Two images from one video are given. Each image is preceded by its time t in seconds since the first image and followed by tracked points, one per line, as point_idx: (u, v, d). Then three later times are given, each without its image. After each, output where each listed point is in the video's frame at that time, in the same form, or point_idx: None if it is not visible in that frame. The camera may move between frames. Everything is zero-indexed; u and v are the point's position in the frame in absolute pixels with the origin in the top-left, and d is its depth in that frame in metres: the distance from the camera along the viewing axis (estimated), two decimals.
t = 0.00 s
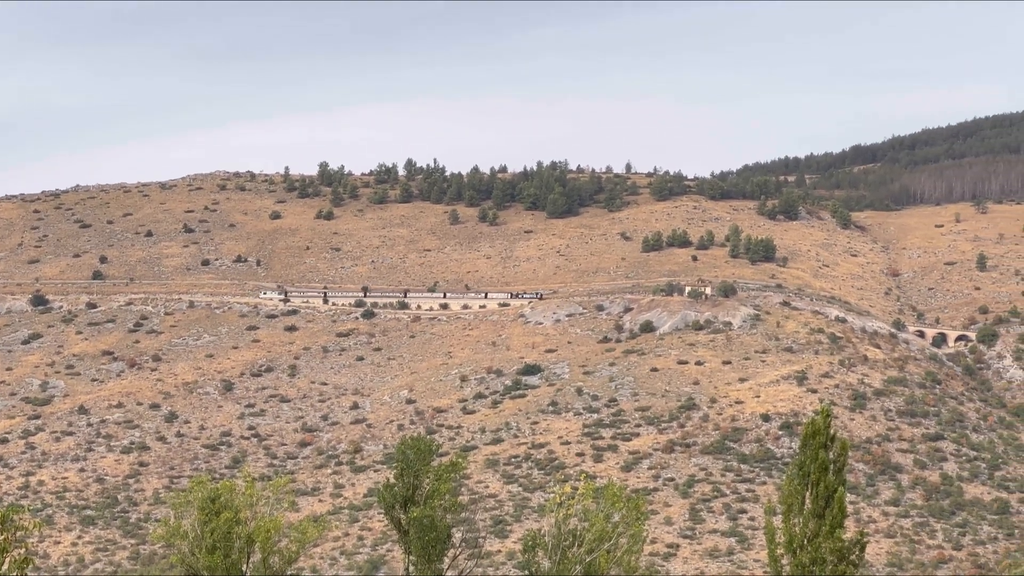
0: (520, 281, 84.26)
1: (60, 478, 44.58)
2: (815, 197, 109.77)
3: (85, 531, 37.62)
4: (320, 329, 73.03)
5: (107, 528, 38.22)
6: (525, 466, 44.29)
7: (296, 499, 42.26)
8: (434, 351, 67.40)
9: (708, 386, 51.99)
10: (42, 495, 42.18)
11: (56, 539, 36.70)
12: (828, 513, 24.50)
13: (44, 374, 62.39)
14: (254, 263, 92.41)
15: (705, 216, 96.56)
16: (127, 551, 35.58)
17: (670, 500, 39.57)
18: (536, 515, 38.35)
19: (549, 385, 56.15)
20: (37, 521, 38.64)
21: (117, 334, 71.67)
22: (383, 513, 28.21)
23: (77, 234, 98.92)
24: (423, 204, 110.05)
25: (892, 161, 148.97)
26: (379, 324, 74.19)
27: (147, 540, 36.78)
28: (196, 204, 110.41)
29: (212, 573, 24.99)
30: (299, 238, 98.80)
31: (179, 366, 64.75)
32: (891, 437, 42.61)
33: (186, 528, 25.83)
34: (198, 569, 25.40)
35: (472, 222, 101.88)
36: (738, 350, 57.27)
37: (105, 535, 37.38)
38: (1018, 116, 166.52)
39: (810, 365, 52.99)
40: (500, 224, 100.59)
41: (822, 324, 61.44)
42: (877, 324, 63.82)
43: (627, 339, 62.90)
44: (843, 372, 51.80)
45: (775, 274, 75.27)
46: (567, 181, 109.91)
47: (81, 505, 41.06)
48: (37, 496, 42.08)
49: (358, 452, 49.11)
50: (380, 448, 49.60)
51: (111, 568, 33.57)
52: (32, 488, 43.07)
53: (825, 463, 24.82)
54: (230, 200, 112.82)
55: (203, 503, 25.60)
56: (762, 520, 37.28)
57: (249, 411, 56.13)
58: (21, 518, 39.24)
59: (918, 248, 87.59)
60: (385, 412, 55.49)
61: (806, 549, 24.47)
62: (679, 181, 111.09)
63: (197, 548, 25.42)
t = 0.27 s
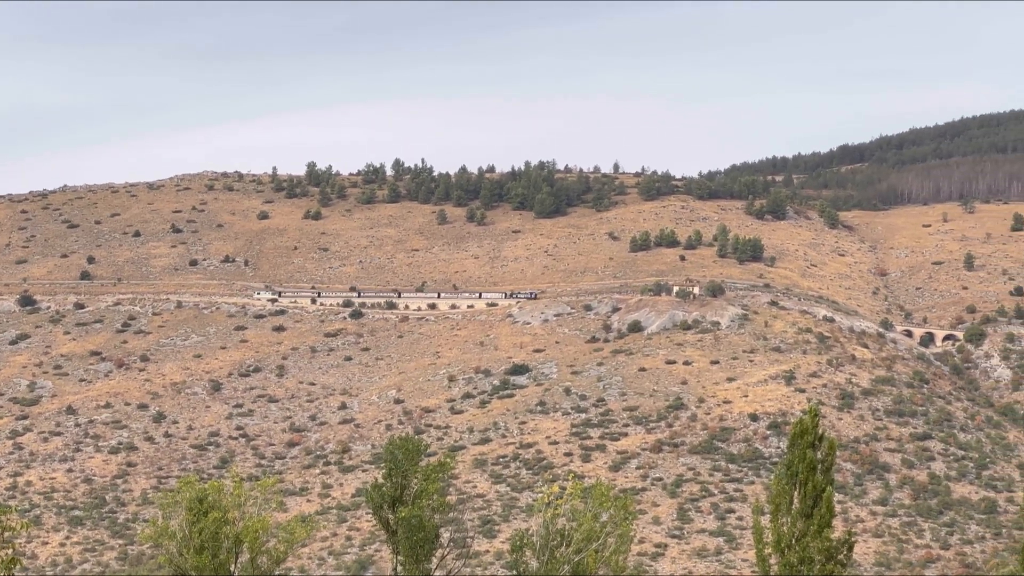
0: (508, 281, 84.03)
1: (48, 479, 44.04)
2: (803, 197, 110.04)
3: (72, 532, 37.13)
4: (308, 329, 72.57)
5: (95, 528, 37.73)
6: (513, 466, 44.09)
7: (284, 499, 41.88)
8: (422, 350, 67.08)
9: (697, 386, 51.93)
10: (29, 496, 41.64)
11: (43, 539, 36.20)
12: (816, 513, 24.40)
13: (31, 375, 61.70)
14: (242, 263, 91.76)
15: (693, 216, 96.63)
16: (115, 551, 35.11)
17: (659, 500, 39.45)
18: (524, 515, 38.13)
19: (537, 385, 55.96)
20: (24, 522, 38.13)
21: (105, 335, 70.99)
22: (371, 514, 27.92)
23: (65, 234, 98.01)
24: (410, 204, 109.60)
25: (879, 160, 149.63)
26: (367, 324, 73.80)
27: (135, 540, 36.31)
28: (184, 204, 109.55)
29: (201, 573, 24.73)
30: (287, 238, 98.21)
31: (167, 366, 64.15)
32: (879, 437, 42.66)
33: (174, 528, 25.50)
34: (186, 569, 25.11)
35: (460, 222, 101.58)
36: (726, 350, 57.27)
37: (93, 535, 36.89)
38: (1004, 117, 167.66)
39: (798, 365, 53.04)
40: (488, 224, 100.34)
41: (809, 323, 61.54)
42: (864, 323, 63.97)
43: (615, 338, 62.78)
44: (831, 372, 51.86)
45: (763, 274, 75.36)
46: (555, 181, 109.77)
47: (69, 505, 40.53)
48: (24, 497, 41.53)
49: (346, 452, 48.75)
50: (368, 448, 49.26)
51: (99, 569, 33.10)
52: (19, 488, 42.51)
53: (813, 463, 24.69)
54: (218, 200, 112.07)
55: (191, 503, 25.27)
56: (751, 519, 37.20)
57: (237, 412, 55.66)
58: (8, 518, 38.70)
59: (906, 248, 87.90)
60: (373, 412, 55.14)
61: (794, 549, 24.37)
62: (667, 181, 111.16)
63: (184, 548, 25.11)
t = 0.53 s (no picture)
0: (495, 282, 83.80)
1: (34, 480, 43.49)
2: (790, 197, 110.35)
3: (60, 533, 36.63)
4: (295, 330, 72.06)
5: (83, 530, 37.23)
6: (501, 467, 43.85)
7: (271, 501, 41.49)
8: (409, 351, 66.76)
9: (684, 387, 51.84)
10: (16, 498, 41.09)
11: (30, 541, 35.69)
12: (803, 514, 24.31)
13: (17, 376, 60.98)
14: (229, 264, 91.09)
15: (680, 216, 96.70)
16: (102, 552, 34.65)
17: (647, 500, 39.32)
18: (512, 515, 37.89)
19: (524, 385, 55.76)
20: (11, 524, 37.61)
21: (92, 336, 70.27)
22: (359, 514, 27.60)
23: (52, 235, 97.11)
24: (397, 205, 109.18)
25: (866, 161, 150.35)
26: (355, 325, 73.36)
27: (123, 541, 35.83)
28: (172, 205, 108.65)
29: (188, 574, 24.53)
30: (274, 239, 97.61)
31: (154, 367, 63.53)
32: (866, 437, 42.69)
33: (162, 529, 25.21)
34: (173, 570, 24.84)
35: (447, 223, 101.26)
36: (714, 350, 57.24)
37: (80, 536, 36.39)
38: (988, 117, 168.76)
39: (785, 365, 53.07)
40: (475, 225, 100.06)
41: (797, 324, 61.64)
42: (852, 324, 64.13)
43: (603, 339, 62.63)
44: (818, 372, 51.92)
45: (750, 274, 75.47)
46: (542, 182, 109.63)
47: (56, 507, 40.00)
48: (11, 498, 40.98)
49: (333, 453, 48.38)
50: (356, 449, 48.88)
51: (86, 571, 32.65)
52: (5, 490, 41.94)
53: (800, 463, 24.59)
54: (205, 201, 111.28)
55: (178, 504, 24.95)
56: (738, 520, 37.12)
57: (224, 413, 55.15)
58: None
59: (893, 248, 88.24)
60: (360, 413, 54.76)
61: (782, 549, 24.25)
62: (654, 181, 111.25)
63: (172, 550, 24.87)
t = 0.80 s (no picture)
0: (480, 283, 83.56)
1: (19, 482, 42.89)
2: (775, 198, 110.73)
3: (45, 535, 36.08)
4: (281, 331, 71.54)
5: (69, 531, 36.68)
6: (487, 468, 43.60)
7: (257, 502, 41.09)
8: (395, 352, 66.40)
9: (670, 387, 51.78)
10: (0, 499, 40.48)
11: (15, 542, 35.14)
12: (789, 514, 24.20)
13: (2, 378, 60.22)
14: (215, 265, 90.38)
15: (666, 217, 96.78)
16: (88, 553, 34.14)
17: (632, 501, 39.19)
18: (498, 516, 37.66)
19: (510, 386, 55.54)
20: None
21: (78, 337, 69.53)
22: (345, 516, 27.27)
23: (37, 237, 96.09)
24: (383, 206, 108.71)
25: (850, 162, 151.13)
26: (341, 326, 72.90)
27: (109, 543, 35.31)
28: (157, 206, 107.68)
29: None
30: (260, 240, 96.93)
31: (140, 368, 62.90)
32: (852, 437, 42.76)
33: (148, 531, 24.92)
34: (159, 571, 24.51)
35: (433, 223, 100.90)
36: (700, 351, 57.24)
37: (66, 538, 35.85)
38: (970, 119, 170.02)
39: (771, 366, 53.15)
40: (461, 226, 99.74)
41: (782, 324, 61.78)
42: (837, 324, 64.32)
43: (588, 340, 62.51)
44: (804, 372, 52.01)
45: (736, 275, 75.62)
46: (528, 183, 109.44)
47: (41, 508, 39.41)
48: None
49: (319, 454, 47.97)
50: (342, 450, 48.48)
51: (71, 572, 32.16)
52: None
53: (786, 464, 24.55)
54: (191, 202, 110.41)
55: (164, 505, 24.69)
56: (724, 521, 37.04)
57: (210, 413, 54.62)
58: None
59: (878, 249, 88.68)
60: (346, 414, 54.39)
61: (767, 550, 24.12)
62: (640, 182, 111.35)
63: (158, 551, 24.54)
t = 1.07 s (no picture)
0: (466, 283, 83.26)
1: (2, 483, 42.34)
2: (760, 198, 111.08)
3: (28, 535, 35.54)
4: (266, 332, 70.96)
5: (53, 531, 36.16)
6: (472, 468, 43.32)
7: (242, 502, 40.64)
8: (381, 352, 65.98)
9: (655, 387, 51.68)
10: None
11: None
12: (774, 514, 24.08)
13: None
14: (200, 266, 89.65)
15: (651, 217, 96.84)
16: (73, 554, 33.64)
17: (617, 501, 39.02)
18: (483, 516, 37.39)
19: (495, 386, 55.29)
20: None
21: (63, 337, 68.76)
22: (330, 516, 26.95)
23: (22, 237, 95.09)
24: (368, 206, 108.14)
25: (835, 162, 151.85)
26: (326, 326, 72.40)
27: (94, 543, 34.82)
28: (142, 207, 106.65)
29: None
30: (245, 240, 96.20)
31: (125, 368, 62.23)
32: (836, 437, 42.79)
33: (133, 531, 24.85)
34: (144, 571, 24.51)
35: (418, 224, 100.45)
36: (685, 351, 57.22)
37: (49, 538, 35.31)
38: (954, 119, 171.06)
39: (756, 366, 53.18)
40: (446, 226, 99.36)
41: (767, 324, 61.87)
42: (822, 324, 64.47)
43: (573, 340, 62.37)
44: (789, 372, 52.07)
45: (721, 275, 75.72)
46: (513, 183, 109.20)
47: (24, 509, 38.85)
48: None
49: (304, 454, 47.53)
50: (327, 450, 48.05)
51: (56, 573, 31.69)
52: None
53: (771, 464, 24.46)
54: (176, 202, 109.48)
55: (149, 505, 24.76)
56: (709, 520, 36.94)
57: (196, 414, 54.08)
58: None
59: (863, 249, 89.10)
60: (331, 414, 53.95)
61: (752, 550, 23.97)
62: (625, 182, 111.37)
63: (144, 551, 24.57)
